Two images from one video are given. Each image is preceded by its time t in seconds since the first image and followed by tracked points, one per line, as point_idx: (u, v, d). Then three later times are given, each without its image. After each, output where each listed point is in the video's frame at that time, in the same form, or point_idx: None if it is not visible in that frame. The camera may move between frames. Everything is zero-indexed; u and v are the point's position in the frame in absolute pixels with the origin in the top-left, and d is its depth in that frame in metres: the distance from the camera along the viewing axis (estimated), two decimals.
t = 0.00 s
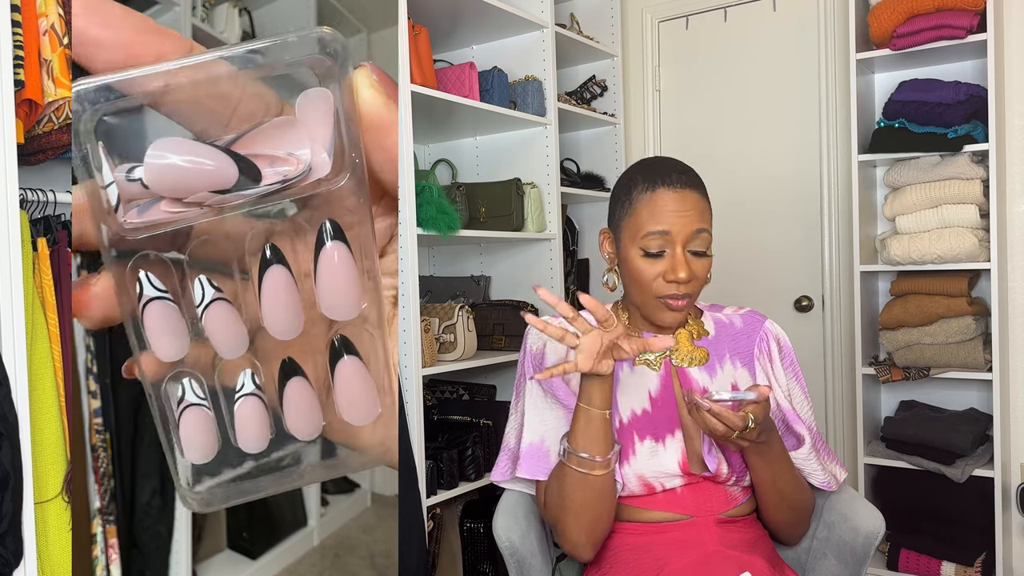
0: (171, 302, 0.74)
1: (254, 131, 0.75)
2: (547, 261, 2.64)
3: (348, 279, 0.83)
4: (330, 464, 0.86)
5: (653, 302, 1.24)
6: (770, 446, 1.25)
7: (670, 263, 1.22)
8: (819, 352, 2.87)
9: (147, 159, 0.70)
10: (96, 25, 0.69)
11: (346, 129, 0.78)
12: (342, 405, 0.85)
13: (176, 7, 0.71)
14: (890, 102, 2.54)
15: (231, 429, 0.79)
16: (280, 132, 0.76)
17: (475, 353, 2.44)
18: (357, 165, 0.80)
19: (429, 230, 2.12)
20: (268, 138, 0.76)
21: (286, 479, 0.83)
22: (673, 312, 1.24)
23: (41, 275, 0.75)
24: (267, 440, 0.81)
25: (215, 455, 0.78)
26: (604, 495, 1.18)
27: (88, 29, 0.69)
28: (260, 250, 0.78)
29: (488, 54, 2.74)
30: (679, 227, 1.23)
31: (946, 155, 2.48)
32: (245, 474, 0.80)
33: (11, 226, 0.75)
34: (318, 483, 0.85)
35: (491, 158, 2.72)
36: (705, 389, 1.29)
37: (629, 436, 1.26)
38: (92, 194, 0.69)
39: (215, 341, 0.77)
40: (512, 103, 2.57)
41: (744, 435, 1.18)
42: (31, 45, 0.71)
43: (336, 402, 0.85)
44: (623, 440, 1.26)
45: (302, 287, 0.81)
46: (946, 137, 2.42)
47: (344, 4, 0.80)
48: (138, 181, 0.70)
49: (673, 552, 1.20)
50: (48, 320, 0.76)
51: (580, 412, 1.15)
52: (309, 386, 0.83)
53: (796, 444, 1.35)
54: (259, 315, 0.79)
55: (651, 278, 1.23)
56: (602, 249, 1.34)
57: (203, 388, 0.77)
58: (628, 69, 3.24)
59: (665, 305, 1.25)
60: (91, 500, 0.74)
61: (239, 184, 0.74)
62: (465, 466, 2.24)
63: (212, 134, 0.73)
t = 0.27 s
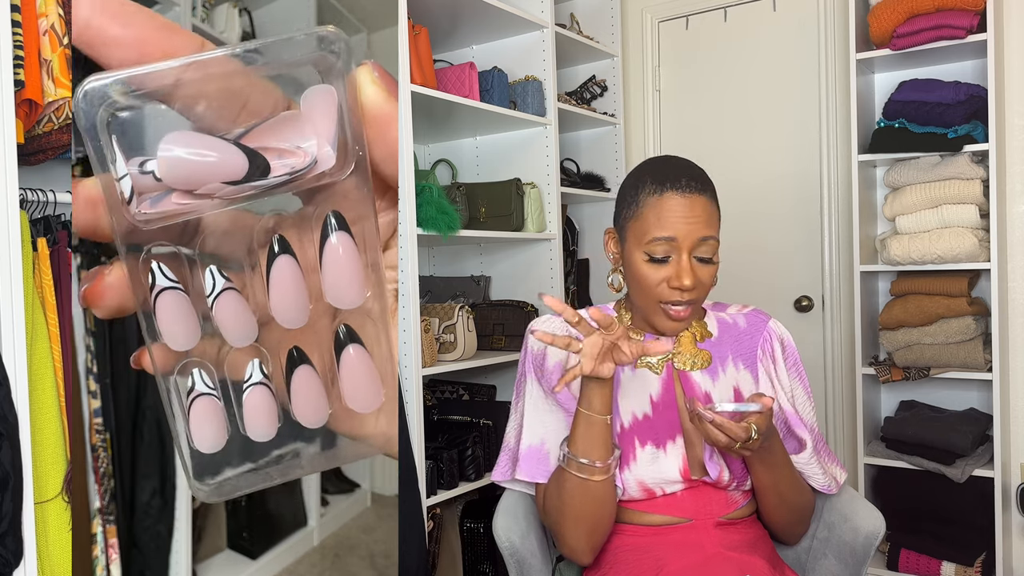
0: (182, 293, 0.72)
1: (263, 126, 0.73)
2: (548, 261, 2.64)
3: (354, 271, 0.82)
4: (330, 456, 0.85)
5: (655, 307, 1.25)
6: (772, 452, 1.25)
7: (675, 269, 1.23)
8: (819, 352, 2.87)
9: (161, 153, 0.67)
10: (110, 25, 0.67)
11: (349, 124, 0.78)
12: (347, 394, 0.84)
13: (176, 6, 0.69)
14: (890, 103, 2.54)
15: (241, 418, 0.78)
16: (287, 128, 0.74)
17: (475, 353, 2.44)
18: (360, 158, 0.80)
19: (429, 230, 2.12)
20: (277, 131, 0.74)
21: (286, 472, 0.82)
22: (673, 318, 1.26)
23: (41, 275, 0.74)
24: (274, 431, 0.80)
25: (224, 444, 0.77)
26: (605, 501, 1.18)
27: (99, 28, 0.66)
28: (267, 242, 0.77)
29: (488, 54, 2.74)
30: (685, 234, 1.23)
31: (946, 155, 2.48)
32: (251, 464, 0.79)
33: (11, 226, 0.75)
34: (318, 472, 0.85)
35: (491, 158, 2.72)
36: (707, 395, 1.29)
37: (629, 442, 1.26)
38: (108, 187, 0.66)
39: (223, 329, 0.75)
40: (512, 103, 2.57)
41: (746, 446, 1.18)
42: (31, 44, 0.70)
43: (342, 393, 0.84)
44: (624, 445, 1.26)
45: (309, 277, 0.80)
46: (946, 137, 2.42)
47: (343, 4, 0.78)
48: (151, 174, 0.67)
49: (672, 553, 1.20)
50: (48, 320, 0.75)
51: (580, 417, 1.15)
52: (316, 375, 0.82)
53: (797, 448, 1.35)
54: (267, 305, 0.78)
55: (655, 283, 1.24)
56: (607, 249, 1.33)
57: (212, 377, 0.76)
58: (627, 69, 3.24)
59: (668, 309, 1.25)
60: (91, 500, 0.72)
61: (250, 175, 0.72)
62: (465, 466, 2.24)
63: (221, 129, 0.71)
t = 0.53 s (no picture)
0: (179, 281, 0.67)
1: (261, 116, 0.65)
2: (547, 262, 2.64)
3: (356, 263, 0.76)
4: (328, 443, 0.80)
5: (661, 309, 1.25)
6: (777, 459, 1.25)
7: (681, 270, 1.22)
8: (819, 352, 2.87)
9: (158, 143, 0.60)
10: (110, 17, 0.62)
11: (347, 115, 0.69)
12: (345, 387, 0.78)
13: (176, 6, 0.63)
14: (890, 103, 2.54)
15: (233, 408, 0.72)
16: (286, 115, 0.66)
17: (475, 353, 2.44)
18: (358, 150, 0.71)
19: (429, 230, 2.12)
20: (277, 119, 0.66)
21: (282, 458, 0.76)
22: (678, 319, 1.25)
23: (40, 275, 0.74)
24: (269, 419, 0.74)
25: (220, 431, 0.72)
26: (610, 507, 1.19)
27: (99, 19, 0.61)
28: (264, 230, 0.70)
29: (488, 54, 2.74)
30: (691, 235, 1.23)
31: (946, 155, 2.48)
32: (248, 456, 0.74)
33: (11, 227, 0.76)
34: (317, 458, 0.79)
35: (491, 158, 2.72)
36: (711, 399, 1.30)
37: (633, 447, 1.26)
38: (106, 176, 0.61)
39: (215, 314, 0.70)
40: (512, 103, 2.57)
41: (753, 456, 1.19)
42: (31, 44, 0.70)
43: (338, 388, 0.78)
44: (628, 451, 1.26)
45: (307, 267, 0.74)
46: (946, 137, 2.42)
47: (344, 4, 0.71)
48: (149, 164, 0.60)
49: (673, 555, 1.20)
50: (48, 320, 0.75)
51: (586, 429, 1.16)
52: (315, 368, 0.76)
53: (800, 451, 1.35)
54: (263, 295, 0.72)
55: (661, 284, 1.24)
56: (611, 248, 1.33)
57: (210, 364, 0.70)
58: (627, 69, 3.24)
59: (674, 311, 1.25)
60: (91, 499, 0.70)
61: (247, 166, 0.64)
62: (464, 466, 2.24)
63: (218, 119, 0.64)
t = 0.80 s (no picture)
0: (178, 279, 0.74)
1: (261, 113, 0.76)
2: (547, 262, 2.64)
3: (351, 260, 0.84)
4: (328, 443, 0.87)
5: (668, 307, 1.25)
6: (778, 460, 1.26)
7: (687, 267, 1.22)
8: (819, 352, 2.87)
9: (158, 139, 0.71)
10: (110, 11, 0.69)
11: (350, 113, 0.81)
12: (342, 383, 0.86)
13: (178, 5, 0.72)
14: (890, 103, 2.54)
15: (235, 402, 0.80)
16: (287, 117, 0.77)
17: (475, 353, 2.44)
18: (360, 147, 0.82)
19: (429, 230, 2.12)
20: (276, 118, 0.77)
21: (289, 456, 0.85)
22: (685, 316, 1.25)
23: (41, 275, 0.74)
24: (269, 417, 0.82)
25: (219, 430, 0.79)
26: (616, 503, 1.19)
27: (99, 14, 0.69)
28: (261, 230, 0.78)
29: (488, 54, 2.74)
30: (696, 230, 1.23)
31: (946, 155, 2.48)
32: (250, 452, 0.81)
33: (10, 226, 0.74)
34: (317, 458, 0.87)
35: (491, 158, 2.72)
36: (713, 400, 1.29)
37: (637, 445, 1.26)
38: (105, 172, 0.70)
39: (221, 316, 0.77)
40: (512, 103, 2.57)
41: (756, 459, 1.20)
42: (31, 45, 0.70)
43: (337, 380, 0.86)
44: (633, 449, 1.26)
45: (307, 267, 0.83)
46: (946, 137, 2.42)
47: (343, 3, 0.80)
48: (149, 160, 0.70)
49: (674, 555, 1.20)
50: (49, 320, 0.75)
51: (596, 413, 1.18)
52: (312, 364, 0.84)
53: (801, 452, 1.36)
54: (263, 295, 0.80)
55: (667, 281, 1.23)
56: (613, 248, 1.33)
57: (209, 364, 0.78)
58: (627, 69, 3.24)
59: (681, 310, 1.25)
60: (92, 499, 0.76)
61: (246, 164, 0.74)
62: (465, 466, 2.24)
63: (219, 116, 0.74)
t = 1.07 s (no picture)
0: (177, 274, 0.75)
1: (262, 110, 0.76)
2: (547, 262, 2.64)
3: (351, 258, 0.85)
4: (328, 442, 0.87)
5: (667, 306, 1.25)
6: (777, 457, 1.26)
7: (685, 264, 1.22)
8: (819, 352, 2.87)
9: (160, 135, 0.70)
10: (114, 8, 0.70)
11: (352, 112, 0.81)
12: (342, 383, 0.86)
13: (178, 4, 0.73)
14: (890, 102, 2.54)
15: (232, 398, 0.80)
16: (288, 114, 0.78)
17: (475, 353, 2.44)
18: (362, 146, 0.82)
19: (429, 230, 2.12)
20: (277, 115, 0.77)
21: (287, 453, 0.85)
22: (683, 316, 1.25)
23: (40, 275, 0.74)
24: (266, 413, 0.82)
25: (216, 423, 0.79)
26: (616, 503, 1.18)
27: (101, 12, 0.70)
28: (261, 227, 0.79)
29: (488, 54, 2.74)
30: (693, 228, 1.23)
31: (946, 155, 2.48)
32: (249, 448, 0.82)
33: (11, 226, 0.73)
34: (317, 456, 0.87)
35: (491, 158, 2.72)
36: (712, 398, 1.29)
37: (636, 444, 1.26)
38: (107, 167, 0.69)
39: (219, 312, 0.78)
40: (512, 103, 2.57)
41: (752, 451, 1.19)
42: (31, 44, 0.70)
43: (336, 379, 0.86)
44: (632, 449, 1.26)
45: (307, 266, 0.83)
46: (946, 137, 2.42)
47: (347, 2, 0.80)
48: (150, 156, 0.70)
49: (674, 554, 1.19)
50: (48, 320, 0.75)
51: (596, 414, 1.18)
52: (310, 363, 0.84)
53: (800, 451, 1.35)
54: (263, 293, 0.80)
55: (665, 280, 1.23)
56: (611, 249, 1.32)
57: (207, 358, 0.78)
58: (627, 69, 3.24)
59: (679, 308, 1.25)
60: (92, 499, 0.76)
61: (246, 161, 0.74)
62: (465, 466, 2.24)
63: (219, 113, 0.74)
